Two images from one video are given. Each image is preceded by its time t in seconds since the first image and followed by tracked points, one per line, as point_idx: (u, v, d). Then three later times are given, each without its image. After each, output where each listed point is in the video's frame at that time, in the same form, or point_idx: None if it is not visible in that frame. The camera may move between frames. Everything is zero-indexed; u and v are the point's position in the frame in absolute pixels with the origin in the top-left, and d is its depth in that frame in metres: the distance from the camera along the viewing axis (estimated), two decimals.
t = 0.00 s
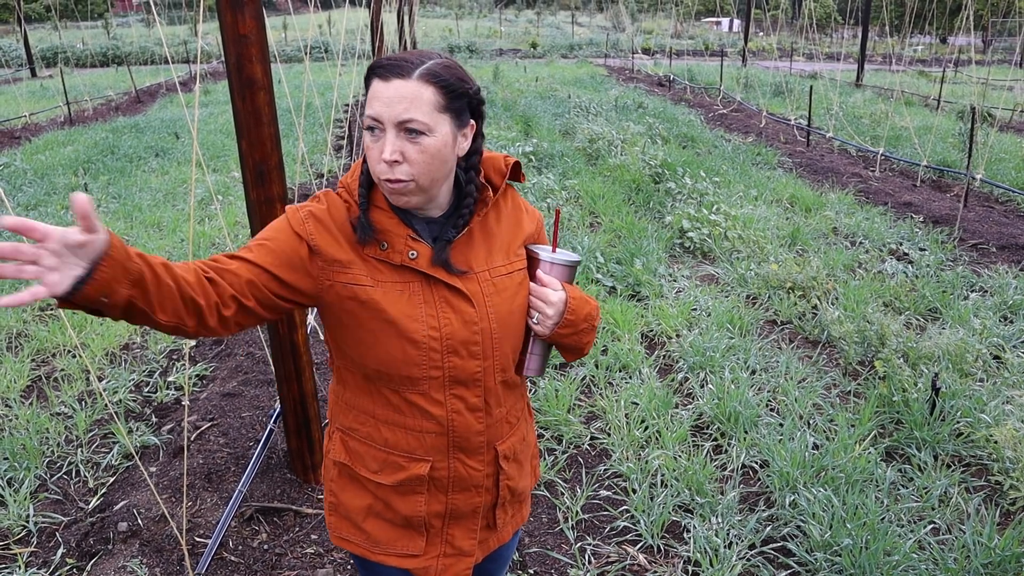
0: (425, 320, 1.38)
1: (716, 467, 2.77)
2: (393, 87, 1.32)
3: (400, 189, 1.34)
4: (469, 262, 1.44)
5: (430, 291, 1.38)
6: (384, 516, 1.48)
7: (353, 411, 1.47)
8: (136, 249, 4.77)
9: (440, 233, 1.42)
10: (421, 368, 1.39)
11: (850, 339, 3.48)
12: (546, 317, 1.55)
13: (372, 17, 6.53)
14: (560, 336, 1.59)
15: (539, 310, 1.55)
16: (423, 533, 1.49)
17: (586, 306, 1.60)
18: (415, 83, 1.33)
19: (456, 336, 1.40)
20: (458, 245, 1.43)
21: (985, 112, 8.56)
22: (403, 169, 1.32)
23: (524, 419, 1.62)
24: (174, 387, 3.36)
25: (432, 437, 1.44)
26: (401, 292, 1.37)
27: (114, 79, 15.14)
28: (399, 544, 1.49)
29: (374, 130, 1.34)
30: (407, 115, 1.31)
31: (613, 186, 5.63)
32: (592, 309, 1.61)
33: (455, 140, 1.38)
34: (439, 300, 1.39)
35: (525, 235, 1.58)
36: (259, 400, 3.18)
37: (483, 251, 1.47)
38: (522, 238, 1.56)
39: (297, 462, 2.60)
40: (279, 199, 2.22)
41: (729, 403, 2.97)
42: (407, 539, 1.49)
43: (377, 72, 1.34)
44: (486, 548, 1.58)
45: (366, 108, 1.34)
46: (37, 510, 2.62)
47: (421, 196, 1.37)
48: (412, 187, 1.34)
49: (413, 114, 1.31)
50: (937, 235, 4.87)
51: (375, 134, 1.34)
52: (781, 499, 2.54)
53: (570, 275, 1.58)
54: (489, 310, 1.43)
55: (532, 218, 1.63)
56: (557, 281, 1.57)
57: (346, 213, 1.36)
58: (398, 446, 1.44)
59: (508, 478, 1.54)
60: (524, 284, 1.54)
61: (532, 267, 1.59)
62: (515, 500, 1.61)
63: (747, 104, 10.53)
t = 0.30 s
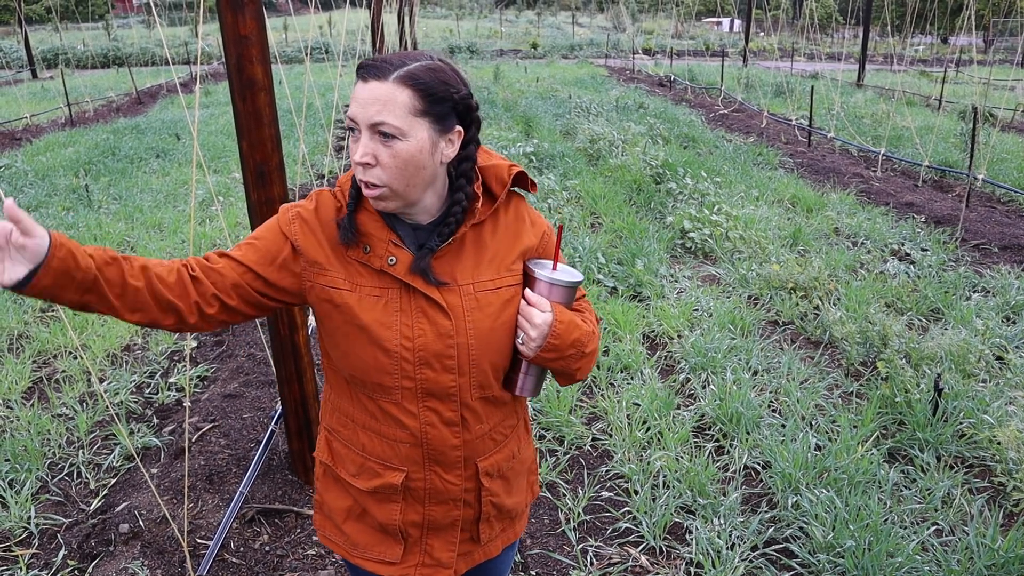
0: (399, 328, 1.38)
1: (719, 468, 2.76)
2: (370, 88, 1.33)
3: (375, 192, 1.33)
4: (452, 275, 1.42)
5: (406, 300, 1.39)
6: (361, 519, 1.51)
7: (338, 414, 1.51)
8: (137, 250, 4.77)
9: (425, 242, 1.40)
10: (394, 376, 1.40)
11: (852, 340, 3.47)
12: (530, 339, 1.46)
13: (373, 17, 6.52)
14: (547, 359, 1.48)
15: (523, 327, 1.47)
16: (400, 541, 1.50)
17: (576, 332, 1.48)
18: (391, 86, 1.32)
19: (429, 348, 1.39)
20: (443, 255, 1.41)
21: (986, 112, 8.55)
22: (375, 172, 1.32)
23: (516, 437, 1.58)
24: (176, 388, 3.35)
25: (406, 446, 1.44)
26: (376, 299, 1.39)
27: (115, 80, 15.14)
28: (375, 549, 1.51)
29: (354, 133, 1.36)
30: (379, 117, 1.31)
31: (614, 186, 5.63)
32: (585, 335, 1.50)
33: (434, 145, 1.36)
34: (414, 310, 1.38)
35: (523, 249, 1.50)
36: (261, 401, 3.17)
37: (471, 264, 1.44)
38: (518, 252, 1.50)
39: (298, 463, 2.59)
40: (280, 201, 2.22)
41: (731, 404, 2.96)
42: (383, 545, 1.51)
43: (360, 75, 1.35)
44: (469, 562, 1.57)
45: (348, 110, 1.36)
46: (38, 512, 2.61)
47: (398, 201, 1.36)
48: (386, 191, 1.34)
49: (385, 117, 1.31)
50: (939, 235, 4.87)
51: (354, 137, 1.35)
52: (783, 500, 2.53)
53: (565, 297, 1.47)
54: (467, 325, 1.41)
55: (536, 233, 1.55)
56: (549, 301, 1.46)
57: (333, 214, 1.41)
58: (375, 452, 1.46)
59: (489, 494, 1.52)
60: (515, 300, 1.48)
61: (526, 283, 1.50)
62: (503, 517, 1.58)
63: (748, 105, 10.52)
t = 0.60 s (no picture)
0: (397, 334, 1.37)
1: (718, 468, 2.76)
2: (370, 83, 1.32)
3: (374, 190, 1.33)
4: (452, 277, 1.41)
5: (405, 304, 1.38)
6: (359, 524, 1.51)
7: (334, 419, 1.49)
8: (135, 248, 4.75)
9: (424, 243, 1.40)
10: (393, 382, 1.40)
11: (851, 340, 3.47)
12: (531, 340, 1.46)
13: (373, 16, 6.50)
14: (549, 360, 1.47)
15: (525, 328, 1.46)
16: (399, 544, 1.50)
17: (579, 333, 1.48)
18: (392, 81, 1.31)
19: (429, 353, 1.39)
20: (442, 257, 1.41)
21: (986, 114, 8.56)
22: (374, 169, 1.31)
23: (515, 438, 1.58)
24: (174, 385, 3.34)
25: (405, 451, 1.44)
26: (374, 304, 1.38)
27: (114, 77, 15.11)
28: (373, 553, 1.51)
29: (353, 129, 1.35)
30: (379, 113, 1.30)
31: (614, 186, 5.62)
32: (587, 336, 1.49)
33: (434, 143, 1.35)
34: (413, 314, 1.38)
35: (524, 250, 1.49)
36: (259, 399, 3.16)
37: (470, 266, 1.43)
38: (519, 252, 1.49)
39: (296, 462, 2.59)
40: (279, 198, 2.21)
41: (731, 404, 2.96)
42: (380, 550, 1.51)
43: (360, 71, 1.35)
44: (467, 564, 1.57)
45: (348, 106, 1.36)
46: (35, 509, 2.60)
47: (397, 200, 1.35)
48: (385, 190, 1.33)
49: (385, 114, 1.30)
50: (939, 237, 4.86)
51: (353, 133, 1.34)
52: (783, 501, 2.53)
53: (568, 297, 1.46)
54: (468, 327, 1.41)
55: (536, 231, 1.54)
56: (552, 302, 1.45)
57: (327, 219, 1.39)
58: (373, 457, 1.45)
59: (488, 496, 1.52)
60: (515, 301, 1.47)
61: (528, 283, 1.48)
62: (501, 518, 1.58)
63: (748, 105, 10.52)
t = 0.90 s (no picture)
0: (401, 330, 1.37)
1: (717, 465, 2.75)
2: (375, 79, 1.30)
3: (383, 187, 1.31)
4: (452, 271, 1.40)
5: (406, 299, 1.37)
6: (363, 525, 1.49)
7: (335, 419, 1.48)
8: (136, 241, 4.75)
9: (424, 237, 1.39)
10: (396, 379, 1.39)
11: (852, 338, 3.46)
12: (533, 333, 1.45)
13: (374, 10, 6.49)
14: (551, 354, 1.47)
15: (526, 324, 1.45)
16: (402, 543, 1.49)
17: (580, 325, 1.47)
18: (399, 75, 1.30)
19: (432, 348, 1.38)
20: (443, 251, 1.40)
21: (989, 111, 8.53)
22: (385, 165, 1.29)
23: (516, 432, 1.58)
24: (173, 379, 3.34)
25: (409, 448, 1.43)
26: (375, 301, 1.37)
27: (115, 70, 15.11)
28: (376, 553, 1.50)
29: (356, 126, 1.32)
30: (388, 109, 1.29)
31: (615, 181, 5.61)
32: (587, 328, 1.48)
33: (441, 136, 1.35)
34: (415, 309, 1.37)
35: (521, 243, 1.49)
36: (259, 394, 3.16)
37: (470, 259, 1.42)
38: (516, 246, 1.48)
39: (295, 457, 2.58)
40: (279, 193, 2.21)
41: (731, 401, 2.95)
42: (385, 550, 1.50)
43: (362, 65, 1.32)
44: (470, 562, 1.56)
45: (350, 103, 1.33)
46: (35, 503, 2.60)
47: (405, 196, 1.34)
48: (395, 186, 1.32)
49: (395, 109, 1.29)
50: (941, 234, 4.85)
51: (358, 128, 1.32)
52: (782, 498, 2.52)
53: (567, 289, 1.45)
54: (470, 321, 1.40)
55: (533, 224, 1.53)
56: (551, 295, 1.45)
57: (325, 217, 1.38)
58: (376, 456, 1.44)
59: (491, 492, 1.52)
60: (515, 294, 1.46)
61: (527, 277, 1.48)
62: (502, 513, 1.58)
63: (750, 101, 10.50)
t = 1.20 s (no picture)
0: (423, 330, 1.35)
1: (714, 461, 2.75)
2: (414, 69, 1.27)
3: (428, 177, 1.29)
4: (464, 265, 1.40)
5: (426, 299, 1.35)
6: (373, 531, 1.47)
7: (344, 427, 1.43)
8: (133, 238, 4.74)
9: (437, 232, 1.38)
10: (420, 382, 1.37)
11: (849, 334, 3.46)
12: (541, 319, 1.55)
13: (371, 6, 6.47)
14: (556, 337, 1.58)
15: (535, 313, 1.53)
16: (410, 544, 1.49)
17: (580, 306, 1.59)
18: (434, 65, 1.29)
19: (455, 346, 1.37)
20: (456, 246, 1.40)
21: (987, 108, 8.53)
22: (434, 154, 1.27)
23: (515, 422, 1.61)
24: (170, 376, 3.33)
25: (428, 448, 1.43)
26: (394, 304, 1.33)
27: (113, 67, 15.08)
28: (384, 555, 1.49)
29: (394, 119, 1.26)
30: (436, 98, 1.28)
31: (612, 178, 5.61)
32: (586, 308, 1.61)
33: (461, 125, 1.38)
34: (436, 308, 1.35)
35: (517, 232, 1.54)
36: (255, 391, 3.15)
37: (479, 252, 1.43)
38: (514, 235, 1.52)
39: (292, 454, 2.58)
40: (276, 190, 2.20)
41: (728, 397, 2.95)
42: (393, 551, 1.49)
43: (390, 57, 1.27)
44: (470, 553, 1.59)
45: (382, 97, 1.26)
46: (31, 500, 2.60)
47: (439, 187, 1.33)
48: (438, 176, 1.31)
49: (442, 99, 1.29)
50: (938, 230, 4.85)
51: (397, 119, 1.26)
52: (779, 494, 2.53)
53: (564, 273, 1.56)
54: (487, 314, 1.41)
55: (519, 211, 1.58)
56: (553, 280, 1.55)
57: (333, 223, 1.31)
58: (392, 459, 1.42)
59: (497, 484, 1.54)
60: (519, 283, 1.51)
61: (525, 266, 1.55)
62: (500, 505, 1.61)
63: (748, 98, 10.50)
